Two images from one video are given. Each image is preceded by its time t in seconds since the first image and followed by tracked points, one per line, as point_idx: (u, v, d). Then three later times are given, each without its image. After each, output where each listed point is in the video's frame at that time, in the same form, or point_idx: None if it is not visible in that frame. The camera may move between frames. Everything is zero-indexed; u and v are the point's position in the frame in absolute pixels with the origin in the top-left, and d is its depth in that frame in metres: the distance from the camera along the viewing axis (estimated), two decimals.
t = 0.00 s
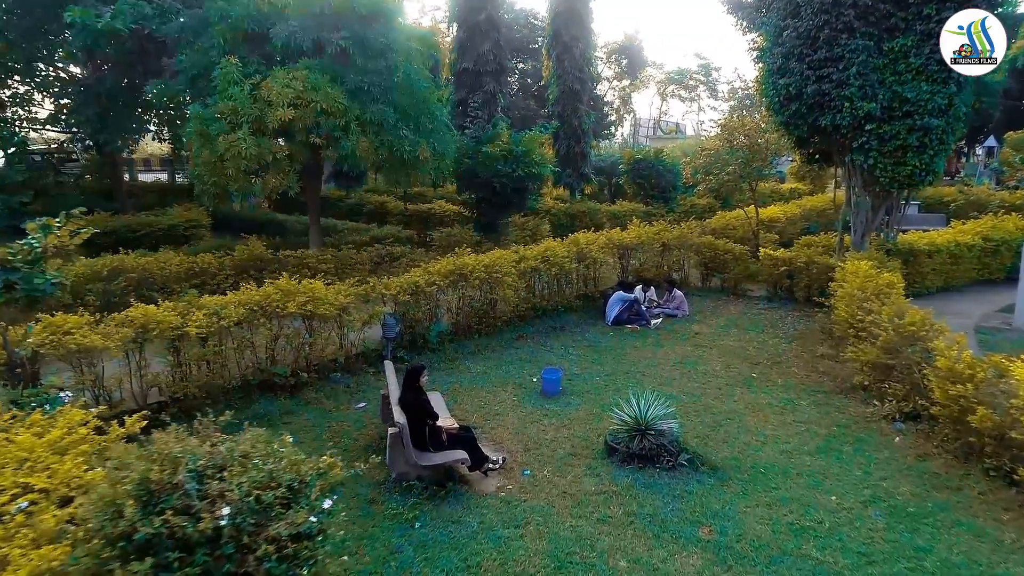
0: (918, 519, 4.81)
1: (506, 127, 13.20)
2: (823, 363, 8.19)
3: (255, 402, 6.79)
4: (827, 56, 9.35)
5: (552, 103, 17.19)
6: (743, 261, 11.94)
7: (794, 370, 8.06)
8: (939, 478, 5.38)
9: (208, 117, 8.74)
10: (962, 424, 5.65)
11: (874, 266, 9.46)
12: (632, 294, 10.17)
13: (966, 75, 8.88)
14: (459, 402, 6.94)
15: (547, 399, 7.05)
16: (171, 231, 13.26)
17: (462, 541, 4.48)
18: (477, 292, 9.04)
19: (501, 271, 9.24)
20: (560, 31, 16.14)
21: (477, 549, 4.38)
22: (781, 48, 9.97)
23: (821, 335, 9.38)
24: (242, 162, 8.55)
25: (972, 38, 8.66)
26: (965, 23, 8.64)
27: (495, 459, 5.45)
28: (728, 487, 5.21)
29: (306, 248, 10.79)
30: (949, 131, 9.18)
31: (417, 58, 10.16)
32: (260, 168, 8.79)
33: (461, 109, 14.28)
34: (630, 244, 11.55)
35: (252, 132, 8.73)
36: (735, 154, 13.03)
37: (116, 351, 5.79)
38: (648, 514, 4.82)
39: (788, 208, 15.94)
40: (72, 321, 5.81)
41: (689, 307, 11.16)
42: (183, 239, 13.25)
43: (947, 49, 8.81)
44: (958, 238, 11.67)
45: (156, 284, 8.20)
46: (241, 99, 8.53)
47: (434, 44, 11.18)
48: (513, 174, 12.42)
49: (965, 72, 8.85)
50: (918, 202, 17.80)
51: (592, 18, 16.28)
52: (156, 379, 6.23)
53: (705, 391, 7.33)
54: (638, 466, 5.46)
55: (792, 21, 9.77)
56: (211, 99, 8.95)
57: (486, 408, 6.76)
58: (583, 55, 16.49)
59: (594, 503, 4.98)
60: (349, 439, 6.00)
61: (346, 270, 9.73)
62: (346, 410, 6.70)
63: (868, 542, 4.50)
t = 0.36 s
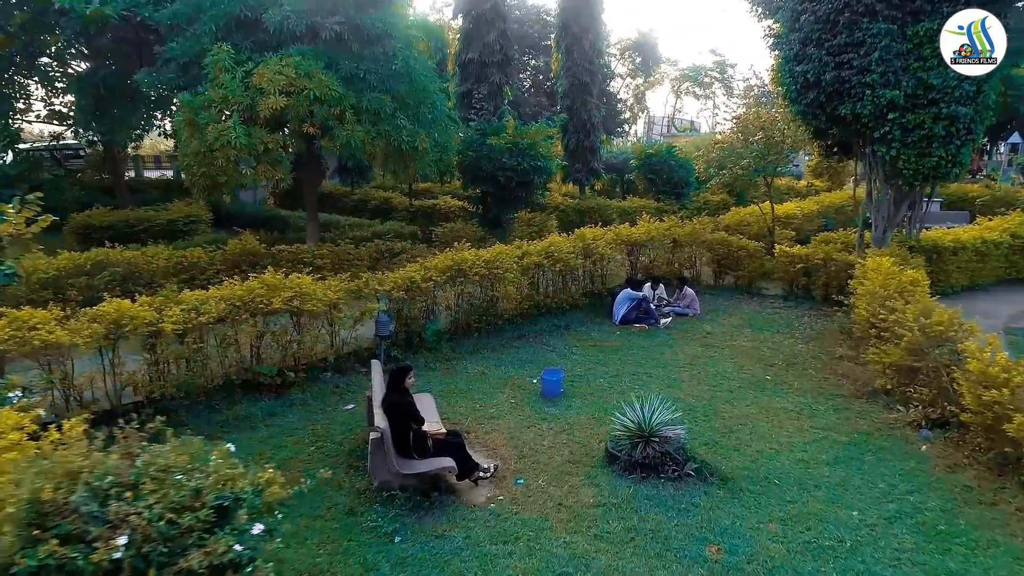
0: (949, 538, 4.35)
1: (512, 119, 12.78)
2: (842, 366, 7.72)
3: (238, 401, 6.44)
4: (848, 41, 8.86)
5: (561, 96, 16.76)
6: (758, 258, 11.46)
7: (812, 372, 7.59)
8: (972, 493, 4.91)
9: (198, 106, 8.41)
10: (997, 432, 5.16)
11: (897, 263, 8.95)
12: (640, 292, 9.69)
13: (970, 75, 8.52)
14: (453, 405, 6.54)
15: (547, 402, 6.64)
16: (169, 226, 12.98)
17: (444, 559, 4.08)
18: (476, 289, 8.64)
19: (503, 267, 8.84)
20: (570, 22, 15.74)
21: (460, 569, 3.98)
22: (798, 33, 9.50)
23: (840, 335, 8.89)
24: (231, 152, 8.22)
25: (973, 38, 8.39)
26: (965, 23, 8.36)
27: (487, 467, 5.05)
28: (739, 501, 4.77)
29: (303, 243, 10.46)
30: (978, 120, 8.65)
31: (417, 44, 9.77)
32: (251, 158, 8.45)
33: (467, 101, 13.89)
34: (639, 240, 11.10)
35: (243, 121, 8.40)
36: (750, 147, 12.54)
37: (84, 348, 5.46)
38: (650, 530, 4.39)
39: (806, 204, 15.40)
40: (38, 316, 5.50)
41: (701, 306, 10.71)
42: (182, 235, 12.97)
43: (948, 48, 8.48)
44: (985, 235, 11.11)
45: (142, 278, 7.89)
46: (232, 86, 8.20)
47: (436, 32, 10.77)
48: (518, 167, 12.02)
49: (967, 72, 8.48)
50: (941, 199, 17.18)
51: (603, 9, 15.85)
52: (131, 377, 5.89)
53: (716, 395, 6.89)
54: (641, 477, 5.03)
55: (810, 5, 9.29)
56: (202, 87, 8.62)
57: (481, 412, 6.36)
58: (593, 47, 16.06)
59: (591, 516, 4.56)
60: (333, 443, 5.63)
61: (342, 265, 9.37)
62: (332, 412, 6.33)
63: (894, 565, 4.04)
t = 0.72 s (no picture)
0: (980, 558, 3.94)
1: (517, 112, 12.42)
2: (860, 368, 7.29)
3: (219, 401, 6.13)
4: (866, 25, 8.41)
5: (569, 90, 16.37)
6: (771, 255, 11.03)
7: (827, 374, 7.17)
8: (1004, 506, 4.49)
9: (187, 94, 8.12)
10: None
11: (917, 259, 8.51)
12: (647, 290, 9.28)
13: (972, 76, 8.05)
14: (444, 407, 6.20)
15: (545, 404, 6.27)
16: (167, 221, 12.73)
17: None
18: (475, 285, 8.28)
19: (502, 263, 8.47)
20: (578, 14, 15.35)
21: None
22: (814, 18, 9.07)
23: (857, 335, 8.45)
24: (221, 142, 7.92)
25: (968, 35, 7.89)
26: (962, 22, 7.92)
27: (474, 475, 4.69)
28: (747, 513, 4.38)
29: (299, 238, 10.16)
30: (1006, 108, 8.17)
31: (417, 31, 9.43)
32: (242, 148, 8.15)
33: (471, 93, 13.53)
34: (647, 235, 10.71)
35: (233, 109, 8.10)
36: (764, 141, 12.10)
37: (51, 344, 5.14)
38: (646, 546, 4.01)
39: (822, 200, 14.92)
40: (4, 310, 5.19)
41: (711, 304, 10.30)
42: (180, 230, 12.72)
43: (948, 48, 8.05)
44: (1010, 231, 10.61)
45: (127, 272, 7.60)
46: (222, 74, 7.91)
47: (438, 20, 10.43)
48: (523, 161, 11.66)
49: (968, 71, 8.01)
50: (962, 195, 16.61)
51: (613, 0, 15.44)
52: (103, 375, 5.57)
53: (724, 398, 6.49)
54: (641, 486, 4.64)
55: None
56: (192, 75, 8.34)
57: (474, 414, 6.01)
58: (602, 39, 15.64)
59: (584, 530, 4.19)
60: (314, 447, 5.29)
61: (338, 260, 9.05)
62: (317, 413, 6.01)
63: None
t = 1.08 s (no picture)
0: None
1: (528, 105, 12.10)
2: (883, 371, 6.87)
3: (206, 400, 5.87)
4: (892, 10, 7.98)
5: (583, 84, 16.01)
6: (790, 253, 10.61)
7: (848, 377, 6.76)
8: None
9: (184, 84, 7.90)
10: None
11: (945, 256, 8.06)
12: (658, 288, 8.91)
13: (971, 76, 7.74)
14: (440, 409, 5.89)
15: (548, 406, 5.94)
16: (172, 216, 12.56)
17: None
18: (478, 281, 7.97)
19: (507, 258, 8.15)
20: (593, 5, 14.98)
21: None
22: (837, 2, 8.68)
23: (880, 337, 8.02)
24: (216, 132, 7.68)
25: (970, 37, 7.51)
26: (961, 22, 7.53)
27: (465, 482, 4.36)
28: (759, 528, 4.02)
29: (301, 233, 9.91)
30: None
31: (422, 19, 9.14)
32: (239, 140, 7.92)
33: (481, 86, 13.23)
34: (660, 231, 10.33)
35: (230, 99, 7.86)
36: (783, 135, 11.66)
37: (23, 339, 4.90)
38: (646, 565, 3.67)
39: (844, 197, 14.41)
40: None
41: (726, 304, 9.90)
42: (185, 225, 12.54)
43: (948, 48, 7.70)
44: None
45: (119, 266, 7.38)
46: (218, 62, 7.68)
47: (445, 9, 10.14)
48: (533, 155, 11.34)
49: (968, 72, 7.69)
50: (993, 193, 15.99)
51: None
52: (82, 372, 5.33)
53: (737, 402, 6.12)
54: (644, 497, 4.30)
55: None
56: (190, 64, 8.12)
57: (471, 418, 5.69)
58: (617, 31, 15.25)
59: (580, 545, 3.85)
60: (299, 450, 5.01)
61: (339, 255, 8.79)
62: (307, 414, 5.73)
63: None
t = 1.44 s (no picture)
0: None
1: (548, 98, 11.81)
2: (920, 375, 6.45)
3: (204, 396, 5.69)
4: None
5: (608, 77, 15.65)
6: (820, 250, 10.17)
7: (881, 381, 6.36)
8: None
9: (194, 75, 7.78)
10: None
11: (987, 254, 7.59)
12: (681, 286, 8.55)
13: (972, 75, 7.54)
14: (446, 409, 5.64)
15: (559, 408, 5.65)
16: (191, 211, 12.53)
17: None
18: (492, 277, 7.71)
19: (522, 254, 7.87)
20: None
21: None
22: None
23: (916, 339, 7.57)
24: (226, 123, 7.54)
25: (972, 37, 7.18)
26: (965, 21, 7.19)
27: (463, 488, 4.10)
28: (779, 545, 3.69)
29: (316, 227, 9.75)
30: None
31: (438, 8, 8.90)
32: (249, 131, 7.77)
33: (502, 79, 12.97)
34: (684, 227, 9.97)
35: (241, 90, 7.72)
36: (815, 128, 11.20)
37: (12, 332, 4.75)
38: None
39: (880, 194, 13.85)
40: None
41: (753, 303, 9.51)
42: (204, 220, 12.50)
43: (948, 48, 7.50)
44: None
45: (126, 259, 7.28)
46: (229, 53, 7.55)
47: None
48: (553, 149, 11.05)
49: (968, 71, 7.48)
50: None
51: None
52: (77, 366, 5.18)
53: (760, 406, 5.78)
54: (654, 507, 3.99)
55: None
56: (201, 55, 8.00)
57: (478, 419, 5.44)
58: (644, 22, 14.86)
59: (582, 559, 3.56)
60: (294, 450, 4.80)
61: (351, 250, 8.60)
62: (306, 412, 5.51)
63: None
